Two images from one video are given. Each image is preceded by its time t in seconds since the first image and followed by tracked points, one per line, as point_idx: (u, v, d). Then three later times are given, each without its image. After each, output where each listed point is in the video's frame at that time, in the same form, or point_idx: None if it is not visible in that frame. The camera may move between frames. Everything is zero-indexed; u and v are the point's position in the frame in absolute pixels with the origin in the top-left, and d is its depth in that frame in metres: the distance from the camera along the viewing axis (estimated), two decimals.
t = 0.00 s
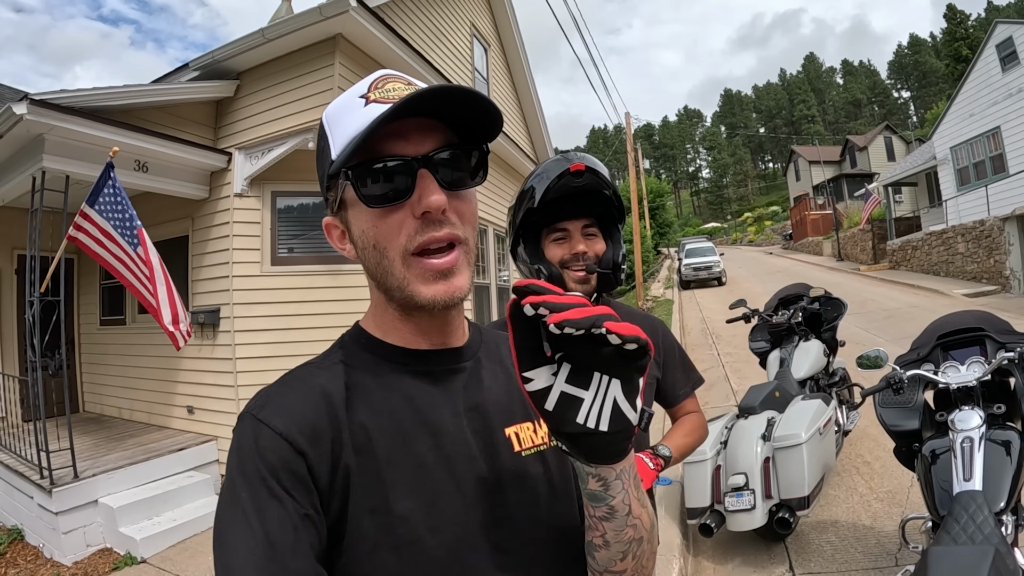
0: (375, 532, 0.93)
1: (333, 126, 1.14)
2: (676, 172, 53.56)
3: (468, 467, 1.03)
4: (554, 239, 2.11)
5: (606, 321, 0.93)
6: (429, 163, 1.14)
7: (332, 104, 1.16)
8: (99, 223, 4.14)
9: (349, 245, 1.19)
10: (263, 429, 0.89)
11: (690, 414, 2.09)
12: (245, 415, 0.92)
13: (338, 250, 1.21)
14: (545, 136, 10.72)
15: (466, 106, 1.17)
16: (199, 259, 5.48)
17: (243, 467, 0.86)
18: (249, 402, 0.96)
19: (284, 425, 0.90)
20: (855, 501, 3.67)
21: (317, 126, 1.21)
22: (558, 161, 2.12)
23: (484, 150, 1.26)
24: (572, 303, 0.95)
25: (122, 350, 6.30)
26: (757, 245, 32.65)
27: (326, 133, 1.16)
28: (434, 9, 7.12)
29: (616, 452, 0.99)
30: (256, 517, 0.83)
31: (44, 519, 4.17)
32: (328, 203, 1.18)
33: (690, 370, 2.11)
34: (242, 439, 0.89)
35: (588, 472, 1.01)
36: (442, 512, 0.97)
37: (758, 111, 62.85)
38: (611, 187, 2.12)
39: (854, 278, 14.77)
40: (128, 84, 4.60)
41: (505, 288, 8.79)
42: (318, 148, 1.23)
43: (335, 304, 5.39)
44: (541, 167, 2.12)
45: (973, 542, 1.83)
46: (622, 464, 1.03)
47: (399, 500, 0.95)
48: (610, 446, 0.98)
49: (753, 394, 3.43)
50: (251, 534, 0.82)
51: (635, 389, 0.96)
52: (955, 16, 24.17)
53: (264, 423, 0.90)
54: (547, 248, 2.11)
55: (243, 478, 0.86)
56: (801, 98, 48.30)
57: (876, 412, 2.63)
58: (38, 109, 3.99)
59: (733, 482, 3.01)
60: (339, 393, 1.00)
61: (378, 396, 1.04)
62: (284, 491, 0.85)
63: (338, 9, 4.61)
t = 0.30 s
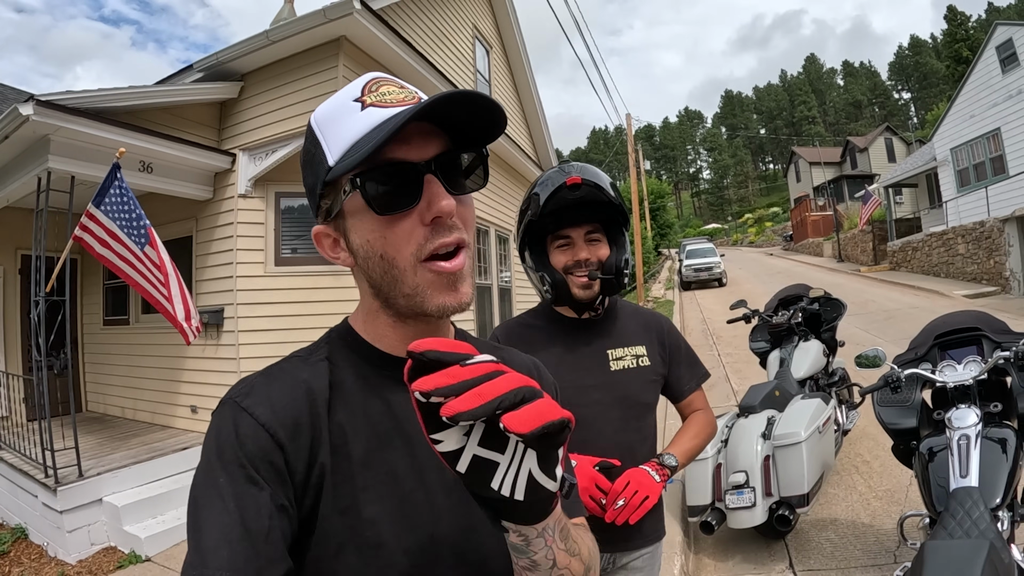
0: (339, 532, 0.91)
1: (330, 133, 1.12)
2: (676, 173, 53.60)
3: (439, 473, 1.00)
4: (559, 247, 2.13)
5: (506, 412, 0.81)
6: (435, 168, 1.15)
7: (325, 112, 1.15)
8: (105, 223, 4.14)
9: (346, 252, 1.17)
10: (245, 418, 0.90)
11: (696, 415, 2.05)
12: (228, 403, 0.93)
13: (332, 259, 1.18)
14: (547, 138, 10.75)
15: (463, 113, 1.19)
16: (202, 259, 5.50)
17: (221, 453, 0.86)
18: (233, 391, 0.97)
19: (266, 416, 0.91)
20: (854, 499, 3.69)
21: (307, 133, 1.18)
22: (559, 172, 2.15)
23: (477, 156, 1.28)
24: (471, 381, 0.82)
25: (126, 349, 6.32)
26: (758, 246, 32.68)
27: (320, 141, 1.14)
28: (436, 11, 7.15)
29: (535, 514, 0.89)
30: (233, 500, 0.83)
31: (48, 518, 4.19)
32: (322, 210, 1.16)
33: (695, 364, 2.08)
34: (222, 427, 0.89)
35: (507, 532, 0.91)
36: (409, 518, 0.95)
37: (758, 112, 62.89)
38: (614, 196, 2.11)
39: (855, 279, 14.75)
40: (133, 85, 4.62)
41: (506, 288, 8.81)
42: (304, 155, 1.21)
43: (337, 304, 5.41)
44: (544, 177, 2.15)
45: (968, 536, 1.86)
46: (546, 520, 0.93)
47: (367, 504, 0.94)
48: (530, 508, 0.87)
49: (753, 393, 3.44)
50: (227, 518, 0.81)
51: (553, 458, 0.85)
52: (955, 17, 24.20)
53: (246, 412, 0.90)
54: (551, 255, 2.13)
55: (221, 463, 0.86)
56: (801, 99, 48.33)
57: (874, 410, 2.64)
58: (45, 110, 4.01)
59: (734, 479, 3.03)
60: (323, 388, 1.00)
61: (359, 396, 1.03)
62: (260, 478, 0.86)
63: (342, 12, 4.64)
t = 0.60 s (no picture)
0: (335, 521, 0.91)
1: (343, 123, 1.13)
2: (676, 174, 53.62)
3: (435, 466, 1.00)
4: (587, 248, 2.09)
5: (538, 354, 0.86)
6: (441, 166, 1.15)
7: (341, 101, 1.15)
8: (110, 222, 4.14)
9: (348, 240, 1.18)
10: (246, 407, 0.90)
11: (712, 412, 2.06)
12: (229, 392, 0.93)
13: (335, 245, 1.20)
14: (549, 137, 10.76)
15: (474, 113, 1.19)
16: (206, 257, 5.51)
17: (222, 441, 0.87)
18: (234, 380, 0.97)
19: (267, 405, 0.91)
20: (859, 497, 3.69)
21: (323, 121, 1.20)
22: (588, 175, 2.12)
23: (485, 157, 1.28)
24: (503, 331, 0.86)
25: (129, 348, 6.32)
26: (758, 246, 32.69)
27: (332, 130, 1.15)
28: (440, 10, 7.15)
29: (546, 473, 0.92)
30: (233, 488, 0.83)
31: (51, 517, 4.19)
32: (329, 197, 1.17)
33: (716, 363, 2.09)
34: (223, 416, 0.89)
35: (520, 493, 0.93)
36: (405, 509, 0.95)
37: (758, 112, 62.86)
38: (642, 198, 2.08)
39: (856, 279, 14.75)
40: (138, 83, 4.63)
41: (509, 288, 8.82)
42: (320, 141, 1.22)
43: (341, 302, 5.41)
44: (573, 181, 2.12)
45: (977, 529, 1.86)
46: (557, 482, 0.96)
47: (363, 494, 0.94)
48: (542, 467, 0.91)
49: (758, 391, 3.44)
50: (227, 505, 0.82)
51: (569, 415, 0.90)
52: (956, 18, 24.20)
53: (248, 401, 0.91)
54: (579, 256, 2.10)
55: (222, 451, 0.86)
56: (802, 100, 48.36)
57: (881, 407, 2.66)
58: (50, 108, 4.02)
59: (742, 476, 3.01)
60: (322, 380, 1.00)
61: (357, 388, 1.03)
62: (261, 465, 0.86)
63: (347, 10, 4.65)
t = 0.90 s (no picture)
0: (338, 529, 0.91)
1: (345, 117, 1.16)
2: (677, 175, 53.62)
3: (439, 472, 1.00)
4: (614, 247, 2.10)
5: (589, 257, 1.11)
6: (433, 155, 1.15)
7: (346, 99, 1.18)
8: (112, 224, 4.13)
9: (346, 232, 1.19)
10: (245, 418, 0.89)
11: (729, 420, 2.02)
12: (229, 403, 0.92)
13: (335, 238, 1.21)
14: (551, 138, 10.77)
15: (469, 104, 1.17)
16: (209, 258, 5.51)
17: (222, 453, 0.86)
18: (235, 390, 0.96)
19: (266, 415, 0.89)
20: (864, 498, 3.69)
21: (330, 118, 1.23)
22: (617, 175, 2.10)
23: (486, 154, 1.26)
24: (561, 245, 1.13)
25: (131, 349, 6.33)
26: (759, 248, 32.68)
27: (336, 125, 1.18)
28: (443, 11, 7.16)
29: (584, 404, 1.10)
30: (235, 499, 0.83)
31: (53, 520, 4.19)
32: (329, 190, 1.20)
33: (735, 370, 2.08)
34: (223, 428, 0.89)
35: (563, 423, 1.08)
36: (407, 516, 0.95)
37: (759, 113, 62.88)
38: (671, 201, 2.06)
39: (858, 280, 14.75)
40: (142, 83, 4.64)
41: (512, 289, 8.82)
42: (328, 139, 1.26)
43: (345, 304, 5.41)
44: (602, 182, 2.10)
45: (986, 531, 1.86)
46: (591, 419, 1.11)
47: (365, 501, 0.93)
48: (581, 393, 1.10)
49: (764, 393, 3.45)
50: (229, 517, 0.81)
51: (607, 329, 1.13)
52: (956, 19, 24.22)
53: (246, 412, 0.89)
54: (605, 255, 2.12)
55: (223, 462, 0.86)
56: (802, 101, 48.38)
57: (888, 409, 2.65)
58: (52, 108, 4.03)
59: (748, 479, 3.03)
60: (323, 387, 0.99)
61: (359, 394, 1.02)
62: (262, 475, 0.85)
63: (351, 11, 4.66)
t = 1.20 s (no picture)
0: (348, 532, 0.91)
1: (339, 124, 1.15)
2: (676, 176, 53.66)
3: (447, 474, 0.99)
4: (624, 247, 2.10)
5: (567, 359, 0.85)
6: (429, 156, 1.15)
7: (338, 105, 1.17)
8: (113, 225, 4.17)
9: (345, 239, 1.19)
10: (251, 427, 0.89)
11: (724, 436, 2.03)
12: (235, 412, 0.92)
13: (334, 245, 1.21)
14: (552, 139, 10.79)
15: (463, 104, 1.18)
16: (211, 260, 5.51)
17: (230, 462, 0.86)
18: (240, 400, 0.96)
19: (271, 423, 0.89)
20: (869, 499, 3.69)
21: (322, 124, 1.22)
22: (626, 176, 2.12)
23: (480, 153, 1.26)
24: (533, 335, 0.87)
25: (132, 351, 6.33)
26: (759, 249, 32.70)
27: (330, 131, 1.17)
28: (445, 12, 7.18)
29: (581, 497, 0.90)
30: (242, 507, 0.83)
31: (55, 522, 4.19)
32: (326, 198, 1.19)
33: (741, 379, 2.08)
34: (229, 437, 0.89)
35: (556, 516, 0.90)
36: (415, 519, 0.95)
37: (759, 114, 62.91)
38: (681, 202, 2.06)
39: (858, 281, 14.77)
40: (142, 84, 4.64)
41: (513, 290, 8.82)
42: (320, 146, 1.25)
43: (347, 305, 5.41)
44: (613, 183, 2.13)
45: (993, 532, 1.86)
46: (590, 502, 0.93)
47: (374, 505, 0.93)
48: (577, 488, 0.89)
49: (769, 394, 3.45)
50: (238, 526, 0.81)
51: (604, 425, 0.89)
52: (955, 19, 24.28)
53: (252, 420, 0.89)
54: (615, 255, 2.12)
55: (231, 470, 0.86)
56: (802, 101, 48.45)
57: (893, 409, 2.66)
58: (53, 109, 4.03)
59: (754, 480, 3.03)
60: (328, 393, 0.98)
61: (364, 398, 1.02)
62: (270, 482, 0.85)
63: (354, 11, 4.67)
